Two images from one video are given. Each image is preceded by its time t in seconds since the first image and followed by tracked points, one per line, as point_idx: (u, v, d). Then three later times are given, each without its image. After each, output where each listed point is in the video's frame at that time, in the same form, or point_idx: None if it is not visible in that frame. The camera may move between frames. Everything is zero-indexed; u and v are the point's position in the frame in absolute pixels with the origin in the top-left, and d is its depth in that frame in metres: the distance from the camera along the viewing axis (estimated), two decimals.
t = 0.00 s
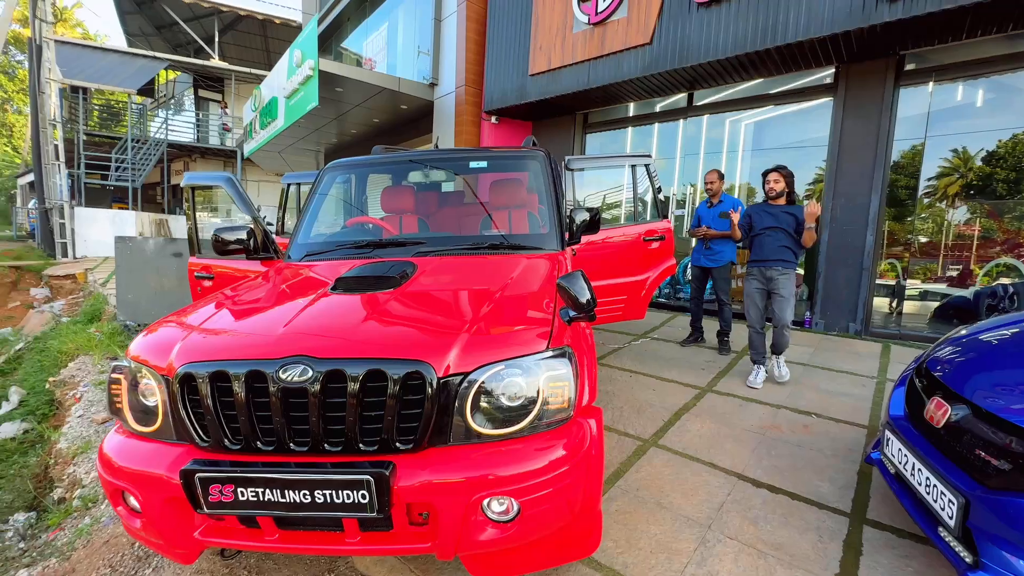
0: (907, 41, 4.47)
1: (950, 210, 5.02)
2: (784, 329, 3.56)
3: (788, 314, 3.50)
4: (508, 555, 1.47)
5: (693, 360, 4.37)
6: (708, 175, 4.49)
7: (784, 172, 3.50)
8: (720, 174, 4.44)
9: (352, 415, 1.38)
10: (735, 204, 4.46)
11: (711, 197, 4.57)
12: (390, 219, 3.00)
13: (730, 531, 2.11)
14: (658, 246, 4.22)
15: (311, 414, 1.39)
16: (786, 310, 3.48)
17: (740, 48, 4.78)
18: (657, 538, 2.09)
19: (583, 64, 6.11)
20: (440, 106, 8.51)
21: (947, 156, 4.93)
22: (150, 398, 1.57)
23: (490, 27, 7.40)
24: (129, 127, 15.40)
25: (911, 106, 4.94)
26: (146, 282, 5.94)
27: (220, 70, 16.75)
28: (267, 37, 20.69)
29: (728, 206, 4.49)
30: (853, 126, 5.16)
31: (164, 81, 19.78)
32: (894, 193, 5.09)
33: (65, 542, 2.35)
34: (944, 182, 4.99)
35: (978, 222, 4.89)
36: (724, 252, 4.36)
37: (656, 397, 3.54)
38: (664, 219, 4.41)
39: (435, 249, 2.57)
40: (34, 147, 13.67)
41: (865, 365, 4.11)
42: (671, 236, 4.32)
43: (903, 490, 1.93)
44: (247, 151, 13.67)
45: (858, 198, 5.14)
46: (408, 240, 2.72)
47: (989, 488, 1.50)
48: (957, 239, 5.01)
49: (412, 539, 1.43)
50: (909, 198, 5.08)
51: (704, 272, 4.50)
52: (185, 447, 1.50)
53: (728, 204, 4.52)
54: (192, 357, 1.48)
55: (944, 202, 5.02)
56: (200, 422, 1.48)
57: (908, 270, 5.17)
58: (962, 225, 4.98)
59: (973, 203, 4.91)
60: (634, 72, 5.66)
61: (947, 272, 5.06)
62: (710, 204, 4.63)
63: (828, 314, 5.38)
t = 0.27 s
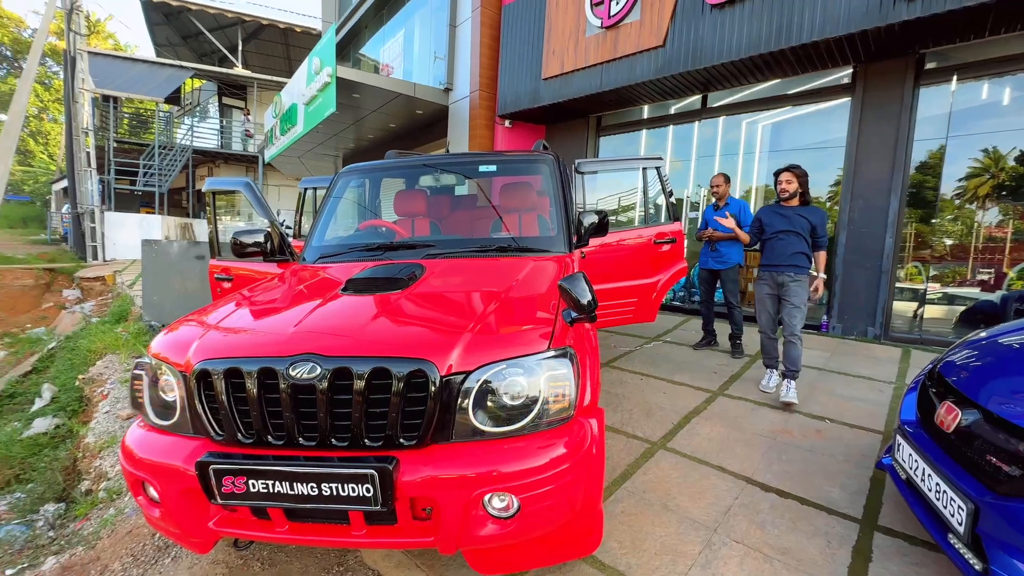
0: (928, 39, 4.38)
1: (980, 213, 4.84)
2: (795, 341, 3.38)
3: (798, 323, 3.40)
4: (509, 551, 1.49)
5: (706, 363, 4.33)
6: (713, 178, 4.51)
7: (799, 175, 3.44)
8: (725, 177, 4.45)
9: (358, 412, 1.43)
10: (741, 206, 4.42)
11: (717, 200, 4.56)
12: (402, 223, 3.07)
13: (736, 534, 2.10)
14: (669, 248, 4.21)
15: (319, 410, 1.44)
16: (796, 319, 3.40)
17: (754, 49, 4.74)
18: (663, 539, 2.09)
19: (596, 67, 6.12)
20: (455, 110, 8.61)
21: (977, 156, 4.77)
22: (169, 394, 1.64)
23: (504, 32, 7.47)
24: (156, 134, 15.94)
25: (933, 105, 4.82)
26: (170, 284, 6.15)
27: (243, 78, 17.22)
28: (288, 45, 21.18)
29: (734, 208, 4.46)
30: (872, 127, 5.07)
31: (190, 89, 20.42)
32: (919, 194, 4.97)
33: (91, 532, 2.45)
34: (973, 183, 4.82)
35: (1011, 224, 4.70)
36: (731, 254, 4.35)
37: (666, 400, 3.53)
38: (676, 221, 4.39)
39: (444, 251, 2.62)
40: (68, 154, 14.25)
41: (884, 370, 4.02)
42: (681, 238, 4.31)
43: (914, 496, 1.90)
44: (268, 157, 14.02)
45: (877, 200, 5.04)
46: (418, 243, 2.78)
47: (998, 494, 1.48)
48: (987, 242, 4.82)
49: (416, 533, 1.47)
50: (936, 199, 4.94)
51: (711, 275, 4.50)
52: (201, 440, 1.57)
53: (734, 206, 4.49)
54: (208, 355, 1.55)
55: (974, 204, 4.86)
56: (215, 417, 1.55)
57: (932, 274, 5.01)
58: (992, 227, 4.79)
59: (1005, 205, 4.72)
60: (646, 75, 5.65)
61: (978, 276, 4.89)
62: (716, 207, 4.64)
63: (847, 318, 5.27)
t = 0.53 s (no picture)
0: (945, 34, 4.30)
1: (1010, 211, 4.71)
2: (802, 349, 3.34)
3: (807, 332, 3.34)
4: (511, 540, 1.54)
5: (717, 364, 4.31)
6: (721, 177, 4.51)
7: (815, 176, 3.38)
8: (733, 177, 4.45)
9: (365, 403, 1.49)
10: (749, 205, 4.43)
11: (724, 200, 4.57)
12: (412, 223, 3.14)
13: (741, 531, 2.11)
14: (679, 248, 4.21)
15: (328, 402, 1.50)
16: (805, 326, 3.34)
17: (765, 47, 4.72)
18: (666, 535, 2.11)
19: (607, 68, 6.14)
20: (467, 112, 8.69)
21: (1004, 154, 4.66)
22: (188, 386, 1.73)
23: (516, 34, 7.53)
24: (179, 139, 16.40)
25: (951, 101, 4.73)
26: (192, 284, 6.35)
27: (262, 84, 17.61)
28: (305, 51, 21.59)
29: (742, 208, 4.46)
30: (887, 124, 4.99)
31: (211, 96, 20.95)
32: (944, 192, 4.85)
33: (117, 519, 2.57)
34: (1001, 181, 4.71)
35: None
36: (738, 253, 4.34)
37: (675, 399, 3.54)
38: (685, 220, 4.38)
39: (452, 250, 2.68)
40: (95, 160, 14.76)
41: (899, 371, 3.96)
42: (691, 237, 4.30)
43: (920, 495, 1.89)
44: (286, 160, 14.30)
45: (893, 198, 4.96)
46: (427, 243, 2.85)
47: (1002, 492, 1.47)
48: (1016, 241, 4.69)
49: (421, 521, 1.52)
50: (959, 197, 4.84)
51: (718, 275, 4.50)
52: (218, 430, 1.64)
53: (743, 206, 4.47)
54: (225, 348, 1.63)
55: (1001, 202, 4.74)
56: (231, 408, 1.62)
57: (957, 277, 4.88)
58: (1021, 225, 4.67)
59: None
60: (657, 75, 5.65)
61: (1007, 277, 4.75)
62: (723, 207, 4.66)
63: (862, 318, 5.19)
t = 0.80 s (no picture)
0: (967, 26, 4.20)
1: None
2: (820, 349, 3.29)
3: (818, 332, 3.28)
4: (524, 532, 1.57)
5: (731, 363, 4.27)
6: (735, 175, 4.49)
7: (823, 170, 3.27)
8: (747, 174, 4.40)
9: (380, 396, 1.53)
10: (764, 204, 4.38)
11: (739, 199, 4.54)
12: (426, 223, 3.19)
13: (754, 529, 2.10)
14: (692, 246, 4.19)
15: (345, 395, 1.55)
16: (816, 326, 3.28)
17: (780, 44, 4.67)
18: (678, 532, 2.11)
19: (619, 68, 6.13)
20: (480, 114, 8.75)
21: None
22: (212, 379, 1.79)
23: (528, 36, 7.56)
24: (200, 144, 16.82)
25: (974, 96, 4.62)
26: (213, 285, 6.52)
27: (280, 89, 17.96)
28: (322, 56, 21.95)
29: (757, 207, 4.42)
30: (907, 119, 4.89)
31: (230, 102, 21.45)
32: (972, 189, 4.72)
33: (143, 510, 2.66)
34: None
35: None
36: (751, 253, 4.30)
37: (688, 398, 3.53)
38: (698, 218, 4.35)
39: (464, 249, 2.72)
40: (121, 166, 15.22)
41: (919, 371, 3.88)
42: (704, 236, 4.28)
43: (938, 493, 1.87)
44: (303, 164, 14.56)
45: (913, 195, 4.85)
46: (441, 242, 2.89)
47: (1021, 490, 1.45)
48: None
49: (434, 512, 1.56)
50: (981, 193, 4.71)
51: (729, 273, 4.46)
52: (239, 422, 1.70)
53: (757, 204, 4.42)
54: (247, 343, 1.69)
55: None
56: (252, 401, 1.68)
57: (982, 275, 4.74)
58: None
59: None
60: (670, 73, 5.63)
61: None
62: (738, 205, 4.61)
63: (882, 317, 5.09)
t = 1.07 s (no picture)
0: (986, 17, 4.12)
1: None
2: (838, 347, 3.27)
3: (826, 328, 3.28)
4: (536, 528, 1.58)
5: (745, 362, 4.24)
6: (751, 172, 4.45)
7: (829, 166, 3.26)
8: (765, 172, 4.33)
9: (394, 393, 1.56)
10: (779, 203, 4.33)
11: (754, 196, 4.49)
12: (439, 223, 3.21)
13: (768, 528, 2.09)
14: (704, 244, 4.17)
15: (360, 391, 1.58)
16: (825, 323, 3.29)
17: (793, 40, 4.62)
18: (691, 530, 2.11)
19: (629, 66, 6.12)
20: (490, 115, 8.78)
21: None
22: (231, 376, 1.83)
23: (538, 36, 7.57)
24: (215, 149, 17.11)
25: (993, 89, 4.53)
26: (229, 286, 6.63)
27: (292, 93, 18.20)
28: (333, 60, 22.19)
29: (772, 205, 4.38)
30: (924, 114, 4.80)
31: (245, 106, 21.80)
32: (994, 185, 4.62)
33: (164, 505, 2.73)
34: None
35: None
36: (763, 253, 4.27)
37: (701, 396, 3.51)
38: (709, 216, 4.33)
39: (476, 248, 2.74)
40: (139, 170, 15.54)
41: (937, 369, 3.82)
42: (715, 234, 4.25)
43: (957, 492, 1.84)
44: (316, 166, 14.76)
45: (931, 190, 4.76)
46: (452, 241, 2.92)
47: None
48: None
49: (449, 506, 1.58)
50: (1001, 190, 4.61)
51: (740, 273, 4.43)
52: (257, 418, 1.74)
53: (772, 203, 4.38)
54: (265, 341, 1.73)
55: None
56: (270, 397, 1.72)
57: (1003, 274, 4.67)
58: None
59: None
60: (681, 71, 5.60)
61: None
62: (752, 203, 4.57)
63: (899, 315, 5.00)
